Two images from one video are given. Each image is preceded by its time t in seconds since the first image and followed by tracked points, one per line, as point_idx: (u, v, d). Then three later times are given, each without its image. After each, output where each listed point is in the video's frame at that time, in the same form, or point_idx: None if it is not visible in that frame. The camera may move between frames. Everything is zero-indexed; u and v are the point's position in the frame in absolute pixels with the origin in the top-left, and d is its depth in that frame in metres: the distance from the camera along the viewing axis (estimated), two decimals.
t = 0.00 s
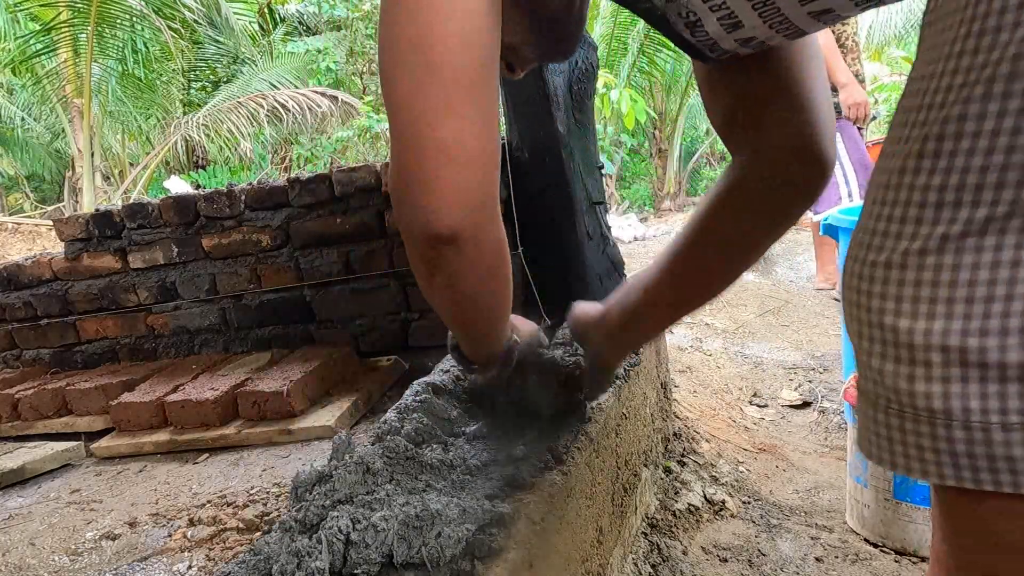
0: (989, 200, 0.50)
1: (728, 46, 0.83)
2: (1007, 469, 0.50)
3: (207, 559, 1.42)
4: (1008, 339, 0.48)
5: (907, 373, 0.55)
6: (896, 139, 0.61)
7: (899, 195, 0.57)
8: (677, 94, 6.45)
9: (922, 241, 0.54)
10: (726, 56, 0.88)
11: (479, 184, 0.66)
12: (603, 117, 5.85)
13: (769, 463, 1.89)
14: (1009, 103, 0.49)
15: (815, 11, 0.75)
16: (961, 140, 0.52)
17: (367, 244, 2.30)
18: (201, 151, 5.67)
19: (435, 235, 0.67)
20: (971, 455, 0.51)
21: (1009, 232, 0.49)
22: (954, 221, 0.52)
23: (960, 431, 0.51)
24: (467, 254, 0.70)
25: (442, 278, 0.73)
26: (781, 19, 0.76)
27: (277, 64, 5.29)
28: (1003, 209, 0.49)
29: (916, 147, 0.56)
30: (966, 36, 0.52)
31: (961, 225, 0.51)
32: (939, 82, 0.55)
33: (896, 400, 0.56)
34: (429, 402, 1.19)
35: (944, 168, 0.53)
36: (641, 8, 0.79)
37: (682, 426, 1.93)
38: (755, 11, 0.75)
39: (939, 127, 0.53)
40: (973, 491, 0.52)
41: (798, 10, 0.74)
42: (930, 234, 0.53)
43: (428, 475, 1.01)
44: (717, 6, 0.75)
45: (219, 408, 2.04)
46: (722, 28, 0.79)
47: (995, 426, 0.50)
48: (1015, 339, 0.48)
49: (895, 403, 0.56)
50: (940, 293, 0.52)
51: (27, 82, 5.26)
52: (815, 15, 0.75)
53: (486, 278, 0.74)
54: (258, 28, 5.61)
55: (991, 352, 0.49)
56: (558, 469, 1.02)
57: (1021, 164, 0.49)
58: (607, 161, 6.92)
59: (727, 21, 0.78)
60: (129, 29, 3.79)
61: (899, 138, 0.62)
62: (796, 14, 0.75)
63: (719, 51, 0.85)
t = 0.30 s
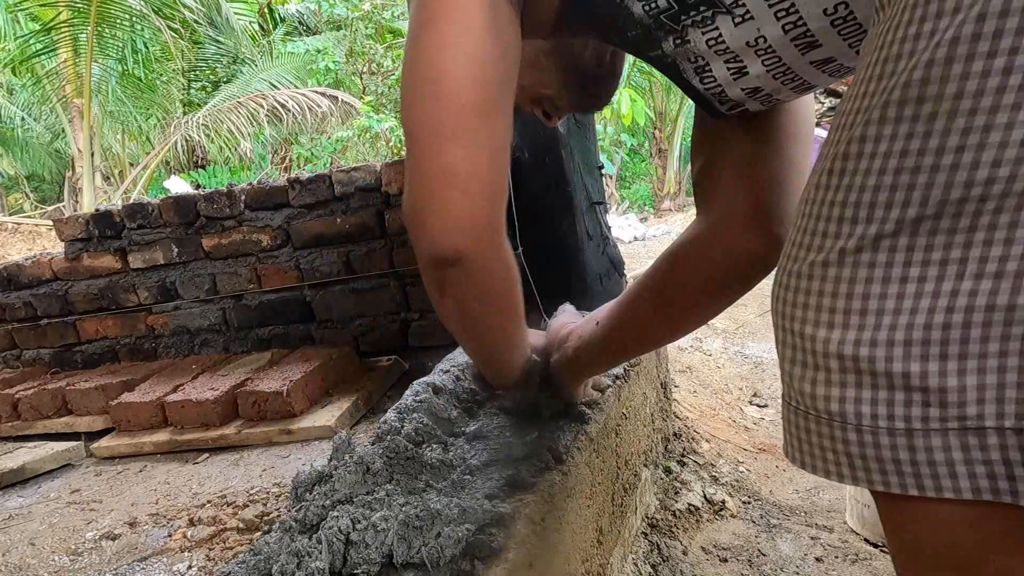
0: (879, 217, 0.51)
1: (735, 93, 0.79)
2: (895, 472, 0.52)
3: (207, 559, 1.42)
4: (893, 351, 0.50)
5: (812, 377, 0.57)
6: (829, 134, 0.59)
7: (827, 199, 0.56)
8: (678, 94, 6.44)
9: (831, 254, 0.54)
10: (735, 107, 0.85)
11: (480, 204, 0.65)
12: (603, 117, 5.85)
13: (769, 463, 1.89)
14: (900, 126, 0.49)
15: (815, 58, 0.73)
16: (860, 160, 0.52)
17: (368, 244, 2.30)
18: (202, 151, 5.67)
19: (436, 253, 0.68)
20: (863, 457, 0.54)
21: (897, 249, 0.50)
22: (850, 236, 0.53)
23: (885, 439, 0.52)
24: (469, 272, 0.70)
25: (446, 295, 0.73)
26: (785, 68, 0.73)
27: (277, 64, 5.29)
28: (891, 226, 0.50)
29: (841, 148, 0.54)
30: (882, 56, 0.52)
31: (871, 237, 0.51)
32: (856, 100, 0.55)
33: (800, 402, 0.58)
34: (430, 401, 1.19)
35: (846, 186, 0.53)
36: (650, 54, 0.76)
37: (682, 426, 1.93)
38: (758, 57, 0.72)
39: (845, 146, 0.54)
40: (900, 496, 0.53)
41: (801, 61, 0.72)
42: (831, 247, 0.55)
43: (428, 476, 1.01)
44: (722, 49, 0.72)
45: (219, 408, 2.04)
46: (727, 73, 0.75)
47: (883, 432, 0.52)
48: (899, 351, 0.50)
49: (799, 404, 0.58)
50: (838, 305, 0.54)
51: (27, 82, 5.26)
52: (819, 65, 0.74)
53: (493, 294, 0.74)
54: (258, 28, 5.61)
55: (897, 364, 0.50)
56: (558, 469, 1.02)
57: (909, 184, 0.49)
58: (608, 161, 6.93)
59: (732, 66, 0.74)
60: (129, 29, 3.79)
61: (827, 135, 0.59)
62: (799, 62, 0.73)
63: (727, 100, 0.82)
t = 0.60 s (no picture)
0: (858, 229, 0.53)
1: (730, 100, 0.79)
2: (868, 485, 0.54)
3: (208, 559, 1.42)
4: (870, 365, 0.53)
5: (788, 388, 0.59)
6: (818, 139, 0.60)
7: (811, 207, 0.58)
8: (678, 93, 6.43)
9: (810, 265, 0.57)
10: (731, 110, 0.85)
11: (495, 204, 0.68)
12: (603, 116, 5.85)
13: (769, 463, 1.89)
14: (883, 137, 0.52)
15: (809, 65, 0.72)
16: (842, 171, 0.54)
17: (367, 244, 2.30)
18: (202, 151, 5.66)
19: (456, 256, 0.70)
20: (836, 469, 0.56)
21: (875, 262, 0.52)
22: (829, 247, 0.55)
23: (859, 448, 0.54)
24: (483, 271, 0.72)
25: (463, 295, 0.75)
26: (779, 75, 0.73)
27: (277, 64, 5.29)
28: (869, 239, 0.53)
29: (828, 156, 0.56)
30: (871, 64, 0.54)
31: (851, 249, 0.54)
32: (842, 108, 0.57)
33: (777, 412, 0.61)
34: (429, 401, 1.19)
35: (827, 196, 0.56)
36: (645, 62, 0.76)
37: (682, 426, 1.93)
38: (751, 66, 0.72)
39: (828, 156, 0.56)
40: (888, 509, 0.55)
41: (794, 69, 0.72)
42: (810, 258, 0.57)
43: (429, 476, 1.01)
44: (714, 60, 0.72)
45: (219, 408, 2.04)
46: (722, 82, 0.75)
47: (856, 445, 0.54)
48: (877, 365, 0.52)
49: (776, 415, 0.61)
50: (815, 317, 0.56)
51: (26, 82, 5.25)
52: (812, 71, 0.73)
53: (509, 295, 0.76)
54: (258, 28, 5.61)
55: (873, 378, 0.53)
56: (558, 469, 1.02)
57: (889, 196, 0.52)
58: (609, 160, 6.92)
59: (725, 75, 0.74)
60: (129, 28, 3.78)
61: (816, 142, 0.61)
62: (792, 69, 0.72)
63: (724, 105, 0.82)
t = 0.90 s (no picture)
0: (863, 217, 0.52)
1: (725, 90, 0.78)
2: (872, 471, 0.53)
3: (207, 559, 1.42)
4: (875, 352, 0.51)
5: (794, 376, 0.58)
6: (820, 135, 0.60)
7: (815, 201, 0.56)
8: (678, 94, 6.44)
9: (813, 254, 0.56)
10: (724, 101, 0.83)
11: (457, 211, 0.66)
12: (603, 117, 5.86)
13: (769, 462, 1.89)
14: (885, 126, 0.50)
15: (802, 57, 0.72)
16: (846, 161, 0.53)
17: (368, 244, 2.30)
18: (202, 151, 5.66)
19: (412, 255, 0.69)
20: (841, 457, 0.55)
21: (878, 250, 0.51)
22: (833, 236, 0.54)
23: (866, 438, 0.53)
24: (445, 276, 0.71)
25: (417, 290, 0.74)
26: (773, 66, 0.73)
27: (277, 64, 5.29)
28: (873, 227, 0.51)
29: (832, 147, 0.55)
30: (871, 56, 0.53)
31: (853, 238, 0.52)
32: (845, 101, 0.55)
33: (782, 402, 0.59)
34: (430, 402, 1.19)
35: (831, 186, 0.54)
36: (638, 54, 0.74)
37: (682, 426, 1.93)
38: (745, 56, 0.71)
39: (831, 148, 0.55)
40: (894, 496, 0.53)
41: (788, 58, 0.72)
42: (814, 247, 0.56)
43: (429, 477, 1.01)
44: (707, 49, 0.71)
45: (219, 408, 2.04)
46: (716, 72, 0.75)
47: (862, 432, 0.53)
48: (881, 353, 0.51)
49: (782, 404, 0.59)
50: (818, 305, 0.55)
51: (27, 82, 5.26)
52: (806, 60, 0.73)
53: (470, 298, 0.74)
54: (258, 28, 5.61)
55: (877, 365, 0.51)
56: (558, 469, 1.02)
57: (892, 185, 0.50)
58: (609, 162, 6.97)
59: (719, 65, 0.73)
60: (128, 29, 3.78)
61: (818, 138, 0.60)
62: (785, 61, 0.72)
63: (718, 95, 0.81)
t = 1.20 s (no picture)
0: (930, 209, 0.51)
1: (726, 68, 0.76)
2: (940, 475, 0.52)
3: (208, 559, 1.42)
4: (943, 350, 0.50)
5: (850, 377, 0.56)
6: (865, 128, 0.59)
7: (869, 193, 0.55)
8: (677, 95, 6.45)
9: (871, 247, 0.55)
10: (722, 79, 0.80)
11: (463, 175, 0.63)
12: (603, 117, 5.87)
13: (769, 462, 1.90)
14: (954, 111, 0.49)
15: (807, 36, 0.70)
16: (905, 150, 0.52)
17: (368, 244, 2.30)
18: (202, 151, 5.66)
19: (415, 230, 0.64)
20: (906, 460, 0.53)
21: (948, 243, 0.50)
22: (896, 229, 0.53)
23: (935, 441, 0.51)
24: (451, 249, 0.66)
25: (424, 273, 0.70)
26: (778, 43, 0.71)
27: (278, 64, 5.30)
28: (944, 218, 0.50)
29: (887, 138, 0.54)
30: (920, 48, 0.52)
31: (918, 230, 0.51)
32: (894, 94, 0.55)
33: (834, 403, 0.58)
34: (429, 402, 1.19)
35: (891, 177, 0.53)
36: (638, 19, 0.74)
37: (682, 426, 1.93)
38: (752, 28, 0.70)
39: (889, 133, 0.54)
40: (957, 501, 0.52)
41: (794, 38, 0.70)
42: (874, 241, 0.55)
43: (429, 476, 1.01)
44: (712, 17, 0.70)
45: (219, 408, 2.03)
46: (719, 45, 0.73)
47: (930, 434, 0.51)
48: (950, 350, 0.50)
49: (836, 406, 0.58)
50: (881, 302, 0.54)
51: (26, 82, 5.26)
52: (810, 42, 0.71)
53: (478, 271, 0.69)
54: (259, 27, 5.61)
55: (945, 363, 0.50)
56: (558, 469, 1.01)
57: (964, 173, 0.49)
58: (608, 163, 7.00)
59: (723, 36, 0.72)
60: (128, 29, 3.79)
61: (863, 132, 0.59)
62: (791, 39, 0.70)
63: (715, 71, 0.77)
